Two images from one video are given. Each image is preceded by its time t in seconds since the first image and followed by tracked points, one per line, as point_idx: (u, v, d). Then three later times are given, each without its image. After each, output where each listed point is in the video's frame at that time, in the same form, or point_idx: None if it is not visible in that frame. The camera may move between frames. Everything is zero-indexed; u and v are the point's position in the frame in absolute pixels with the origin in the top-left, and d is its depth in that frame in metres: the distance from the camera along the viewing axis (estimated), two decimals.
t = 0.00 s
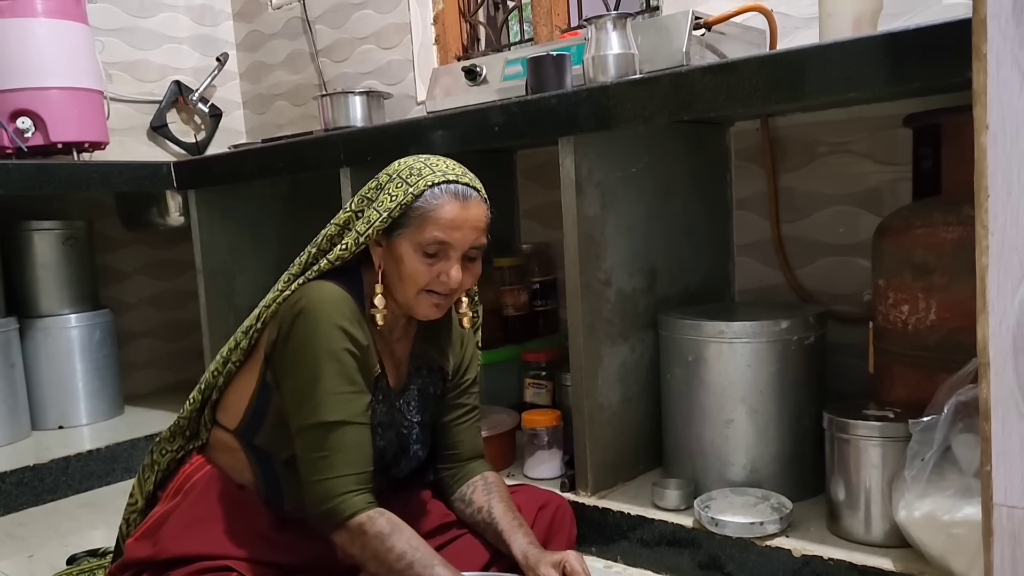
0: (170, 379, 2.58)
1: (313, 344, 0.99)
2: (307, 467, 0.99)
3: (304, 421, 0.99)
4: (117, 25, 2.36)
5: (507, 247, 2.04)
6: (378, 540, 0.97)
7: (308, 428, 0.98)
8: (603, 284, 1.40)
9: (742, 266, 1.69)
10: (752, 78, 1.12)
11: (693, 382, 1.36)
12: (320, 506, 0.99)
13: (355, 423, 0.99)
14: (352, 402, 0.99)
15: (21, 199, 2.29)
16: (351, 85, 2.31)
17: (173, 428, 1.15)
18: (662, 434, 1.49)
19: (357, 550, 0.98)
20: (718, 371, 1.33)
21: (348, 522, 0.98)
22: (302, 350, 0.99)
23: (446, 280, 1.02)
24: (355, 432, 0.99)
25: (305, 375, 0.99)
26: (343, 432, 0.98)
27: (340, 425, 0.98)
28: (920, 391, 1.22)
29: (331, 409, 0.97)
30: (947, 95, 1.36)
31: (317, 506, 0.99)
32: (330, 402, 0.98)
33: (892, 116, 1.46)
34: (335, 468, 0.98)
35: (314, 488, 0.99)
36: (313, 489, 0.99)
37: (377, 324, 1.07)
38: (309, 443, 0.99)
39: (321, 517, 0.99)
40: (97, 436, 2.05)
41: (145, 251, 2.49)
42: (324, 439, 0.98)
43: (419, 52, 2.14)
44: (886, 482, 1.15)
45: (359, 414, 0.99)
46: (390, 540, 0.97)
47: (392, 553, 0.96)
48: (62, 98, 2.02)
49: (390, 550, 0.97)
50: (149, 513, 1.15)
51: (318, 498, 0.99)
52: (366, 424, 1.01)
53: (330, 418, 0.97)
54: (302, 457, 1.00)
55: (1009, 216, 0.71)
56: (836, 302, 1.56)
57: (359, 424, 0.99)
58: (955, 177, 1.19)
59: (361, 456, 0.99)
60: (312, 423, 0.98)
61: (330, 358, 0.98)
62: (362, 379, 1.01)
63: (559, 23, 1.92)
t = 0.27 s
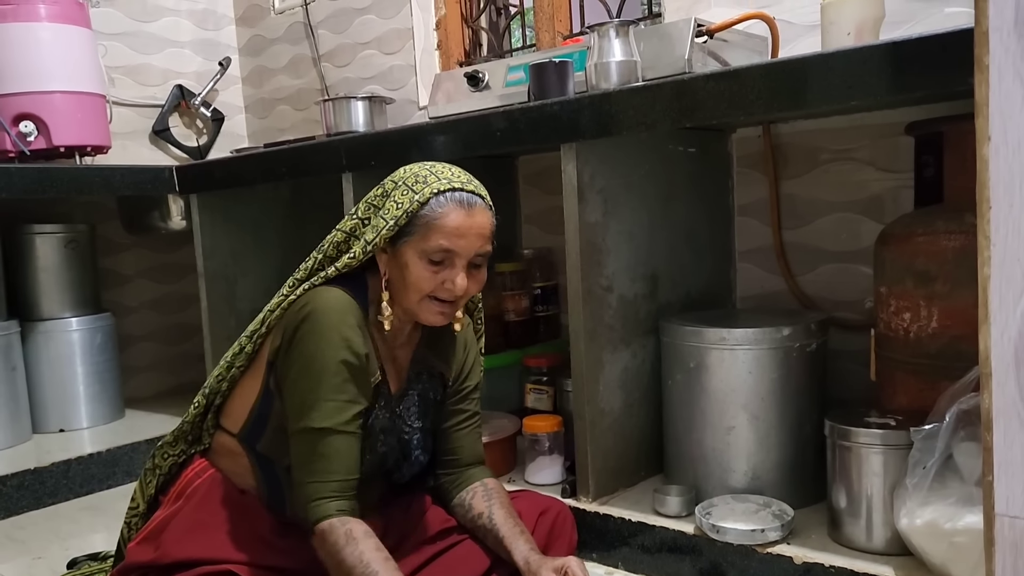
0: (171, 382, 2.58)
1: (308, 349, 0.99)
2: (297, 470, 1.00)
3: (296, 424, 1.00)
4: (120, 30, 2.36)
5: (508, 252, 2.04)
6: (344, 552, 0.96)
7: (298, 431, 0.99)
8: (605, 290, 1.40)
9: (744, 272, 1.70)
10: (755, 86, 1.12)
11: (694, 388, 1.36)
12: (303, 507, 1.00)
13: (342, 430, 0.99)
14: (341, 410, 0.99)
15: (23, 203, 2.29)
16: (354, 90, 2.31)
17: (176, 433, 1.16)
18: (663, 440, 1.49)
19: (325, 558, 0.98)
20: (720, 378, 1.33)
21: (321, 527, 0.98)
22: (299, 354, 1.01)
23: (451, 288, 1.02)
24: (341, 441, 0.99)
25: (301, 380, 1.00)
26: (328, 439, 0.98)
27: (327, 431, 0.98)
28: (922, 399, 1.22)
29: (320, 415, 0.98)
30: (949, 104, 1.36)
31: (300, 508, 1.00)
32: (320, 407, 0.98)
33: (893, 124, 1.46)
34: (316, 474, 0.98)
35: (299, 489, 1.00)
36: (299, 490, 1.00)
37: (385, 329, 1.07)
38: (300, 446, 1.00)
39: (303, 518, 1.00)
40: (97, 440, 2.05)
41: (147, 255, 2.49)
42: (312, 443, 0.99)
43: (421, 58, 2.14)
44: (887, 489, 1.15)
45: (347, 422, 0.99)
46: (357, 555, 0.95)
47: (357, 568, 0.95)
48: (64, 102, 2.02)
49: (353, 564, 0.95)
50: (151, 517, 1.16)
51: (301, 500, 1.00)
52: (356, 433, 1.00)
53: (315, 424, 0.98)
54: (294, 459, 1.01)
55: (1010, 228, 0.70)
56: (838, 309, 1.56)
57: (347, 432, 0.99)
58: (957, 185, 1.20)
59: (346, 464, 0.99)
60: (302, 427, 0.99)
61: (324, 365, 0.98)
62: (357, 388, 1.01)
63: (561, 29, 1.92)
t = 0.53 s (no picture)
0: (171, 383, 2.58)
1: (318, 354, 0.98)
2: (313, 477, 0.99)
3: (308, 431, 0.99)
4: (122, 31, 2.37)
5: (509, 254, 2.04)
6: (384, 549, 0.96)
7: (312, 438, 0.98)
8: (606, 292, 1.39)
9: (745, 275, 1.69)
10: (756, 88, 1.12)
11: (695, 391, 1.35)
12: (326, 515, 0.99)
13: (359, 432, 0.98)
14: (356, 411, 0.99)
15: (24, 203, 2.29)
16: (355, 91, 2.31)
17: (177, 433, 1.15)
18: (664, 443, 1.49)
19: (361, 559, 0.98)
20: (720, 381, 1.32)
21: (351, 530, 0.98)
22: (305, 358, 1.00)
23: (451, 288, 1.02)
24: (359, 441, 0.99)
25: (310, 385, 0.99)
26: (347, 442, 0.98)
27: (344, 435, 0.97)
28: (923, 403, 1.22)
29: (335, 419, 0.97)
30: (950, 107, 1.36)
31: (322, 515, 0.99)
32: (334, 411, 0.97)
33: (895, 127, 1.46)
34: (337, 477, 0.98)
35: (319, 497, 0.99)
36: (320, 497, 0.99)
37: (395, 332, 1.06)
38: (314, 452, 0.99)
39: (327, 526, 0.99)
40: (97, 441, 2.05)
41: (147, 256, 2.49)
42: (329, 449, 0.98)
43: (423, 60, 2.14)
44: (889, 493, 1.15)
45: (363, 423, 0.99)
46: (396, 550, 0.97)
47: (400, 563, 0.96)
48: (66, 102, 2.02)
49: (396, 558, 0.96)
50: (151, 517, 1.15)
51: (323, 507, 0.99)
52: (370, 433, 1.00)
53: (334, 427, 0.97)
54: (307, 468, 0.99)
55: (1014, 229, 0.69)
56: (839, 312, 1.56)
57: (363, 433, 0.99)
58: (958, 188, 1.19)
59: (365, 465, 0.99)
60: (316, 433, 0.98)
61: (334, 367, 0.98)
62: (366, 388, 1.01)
63: (562, 32, 1.92)
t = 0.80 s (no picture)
0: (174, 382, 2.58)
1: (322, 354, 1.00)
2: (322, 476, 1.01)
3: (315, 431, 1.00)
4: (127, 31, 2.38)
5: (511, 254, 2.05)
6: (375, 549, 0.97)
7: (319, 437, 1.00)
8: (607, 291, 1.40)
9: (747, 275, 1.70)
10: (759, 88, 1.13)
11: (696, 390, 1.36)
12: (337, 514, 1.00)
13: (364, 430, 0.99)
14: (361, 409, 1.00)
15: (29, 202, 2.30)
16: (359, 92, 2.32)
17: (179, 431, 1.16)
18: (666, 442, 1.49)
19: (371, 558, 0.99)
20: (722, 380, 1.33)
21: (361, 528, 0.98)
22: (309, 359, 1.01)
23: (452, 285, 1.03)
24: (363, 440, 1.00)
25: (314, 385, 1.00)
26: (351, 441, 0.99)
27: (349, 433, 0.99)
28: (924, 402, 1.22)
29: (340, 418, 0.98)
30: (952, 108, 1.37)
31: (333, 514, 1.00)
32: (339, 410, 0.99)
33: (896, 128, 1.47)
34: (342, 476, 0.99)
35: (329, 496, 1.00)
36: (330, 496, 1.00)
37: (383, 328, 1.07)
38: (322, 452, 1.00)
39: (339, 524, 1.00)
40: (100, 439, 2.05)
41: (151, 255, 2.50)
42: (335, 448, 0.99)
43: (426, 60, 2.15)
44: (889, 491, 1.15)
45: (369, 421, 1.00)
46: (386, 550, 0.96)
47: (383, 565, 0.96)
48: (71, 102, 2.03)
49: (382, 559, 0.96)
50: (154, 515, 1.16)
51: (333, 505, 1.00)
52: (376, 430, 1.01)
53: (338, 427, 0.98)
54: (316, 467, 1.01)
55: (1013, 226, 0.70)
56: (841, 312, 1.57)
57: (368, 431, 1.00)
58: (959, 188, 1.20)
59: (372, 462, 1.00)
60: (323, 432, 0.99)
61: (337, 367, 0.99)
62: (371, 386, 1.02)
63: (566, 32, 1.93)
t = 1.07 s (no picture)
0: (177, 381, 2.59)
1: (324, 342, 0.99)
2: (314, 464, 1.00)
3: (312, 418, 1.00)
4: (131, 30, 2.38)
5: (513, 252, 2.05)
6: (383, 537, 0.97)
7: (315, 424, 0.99)
8: (609, 289, 1.40)
9: (748, 273, 1.70)
10: (760, 85, 1.13)
11: (698, 388, 1.36)
12: (325, 502, 1.00)
13: (362, 420, 1.00)
14: (361, 399, 1.00)
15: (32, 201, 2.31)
16: (361, 91, 2.33)
17: (182, 426, 1.16)
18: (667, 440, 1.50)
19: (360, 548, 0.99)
20: (723, 377, 1.33)
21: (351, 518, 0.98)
22: (311, 345, 1.01)
23: (453, 281, 1.03)
24: (361, 430, 1.00)
25: (315, 372, 1.00)
26: (349, 430, 0.99)
27: (347, 422, 0.98)
28: (925, 399, 1.22)
29: (339, 406, 0.98)
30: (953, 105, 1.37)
31: (321, 502, 1.00)
32: (339, 399, 0.99)
33: (898, 125, 1.47)
34: (338, 466, 0.99)
35: (320, 484, 1.00)
36: (320, 484, 1.00)
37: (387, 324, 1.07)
38: (317, 439, 1.00)
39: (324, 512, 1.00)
40: (103, 437, 2.06)
41: (154, 254, 2.50)
42: (331, 436, 0.99)
43: (429, 59, 2.16)
44: (890, 488, 1.15)
45: (367, 412, 1.00)
46: (394, 537, 0.98)
47: (396, 552, 0.97)
48: (75, 101, 2.04)
49: (394, 546, 0.97)
50: (157, 510, 1.16)
51: (323, 494, 1.00)
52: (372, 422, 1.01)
53: (337, 415, 0.98)
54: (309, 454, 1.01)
55: (1011, 219, 0.70)
56: (843, 310, 1.56)
57: (365, 422, 1.00)
58: (960, 185, 1.20)
59: (367, 453, 1.00)
60: (320, 420, 0.99)
61: (340, 355, 0.99)
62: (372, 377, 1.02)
63: (568, 31, 1.93)
